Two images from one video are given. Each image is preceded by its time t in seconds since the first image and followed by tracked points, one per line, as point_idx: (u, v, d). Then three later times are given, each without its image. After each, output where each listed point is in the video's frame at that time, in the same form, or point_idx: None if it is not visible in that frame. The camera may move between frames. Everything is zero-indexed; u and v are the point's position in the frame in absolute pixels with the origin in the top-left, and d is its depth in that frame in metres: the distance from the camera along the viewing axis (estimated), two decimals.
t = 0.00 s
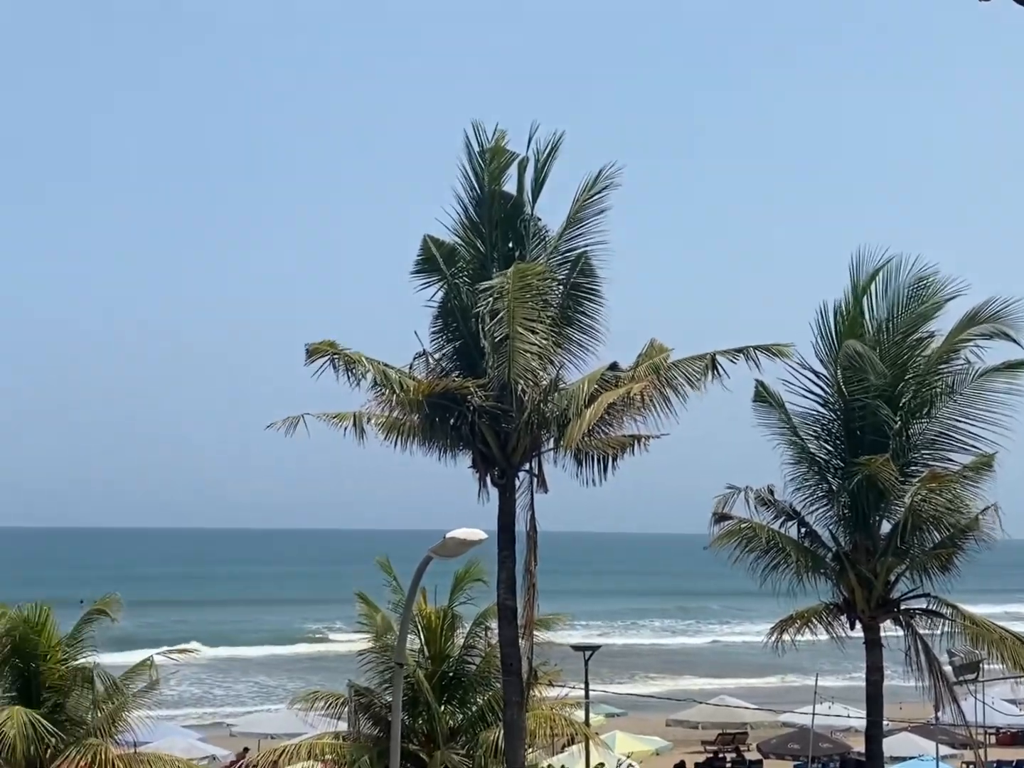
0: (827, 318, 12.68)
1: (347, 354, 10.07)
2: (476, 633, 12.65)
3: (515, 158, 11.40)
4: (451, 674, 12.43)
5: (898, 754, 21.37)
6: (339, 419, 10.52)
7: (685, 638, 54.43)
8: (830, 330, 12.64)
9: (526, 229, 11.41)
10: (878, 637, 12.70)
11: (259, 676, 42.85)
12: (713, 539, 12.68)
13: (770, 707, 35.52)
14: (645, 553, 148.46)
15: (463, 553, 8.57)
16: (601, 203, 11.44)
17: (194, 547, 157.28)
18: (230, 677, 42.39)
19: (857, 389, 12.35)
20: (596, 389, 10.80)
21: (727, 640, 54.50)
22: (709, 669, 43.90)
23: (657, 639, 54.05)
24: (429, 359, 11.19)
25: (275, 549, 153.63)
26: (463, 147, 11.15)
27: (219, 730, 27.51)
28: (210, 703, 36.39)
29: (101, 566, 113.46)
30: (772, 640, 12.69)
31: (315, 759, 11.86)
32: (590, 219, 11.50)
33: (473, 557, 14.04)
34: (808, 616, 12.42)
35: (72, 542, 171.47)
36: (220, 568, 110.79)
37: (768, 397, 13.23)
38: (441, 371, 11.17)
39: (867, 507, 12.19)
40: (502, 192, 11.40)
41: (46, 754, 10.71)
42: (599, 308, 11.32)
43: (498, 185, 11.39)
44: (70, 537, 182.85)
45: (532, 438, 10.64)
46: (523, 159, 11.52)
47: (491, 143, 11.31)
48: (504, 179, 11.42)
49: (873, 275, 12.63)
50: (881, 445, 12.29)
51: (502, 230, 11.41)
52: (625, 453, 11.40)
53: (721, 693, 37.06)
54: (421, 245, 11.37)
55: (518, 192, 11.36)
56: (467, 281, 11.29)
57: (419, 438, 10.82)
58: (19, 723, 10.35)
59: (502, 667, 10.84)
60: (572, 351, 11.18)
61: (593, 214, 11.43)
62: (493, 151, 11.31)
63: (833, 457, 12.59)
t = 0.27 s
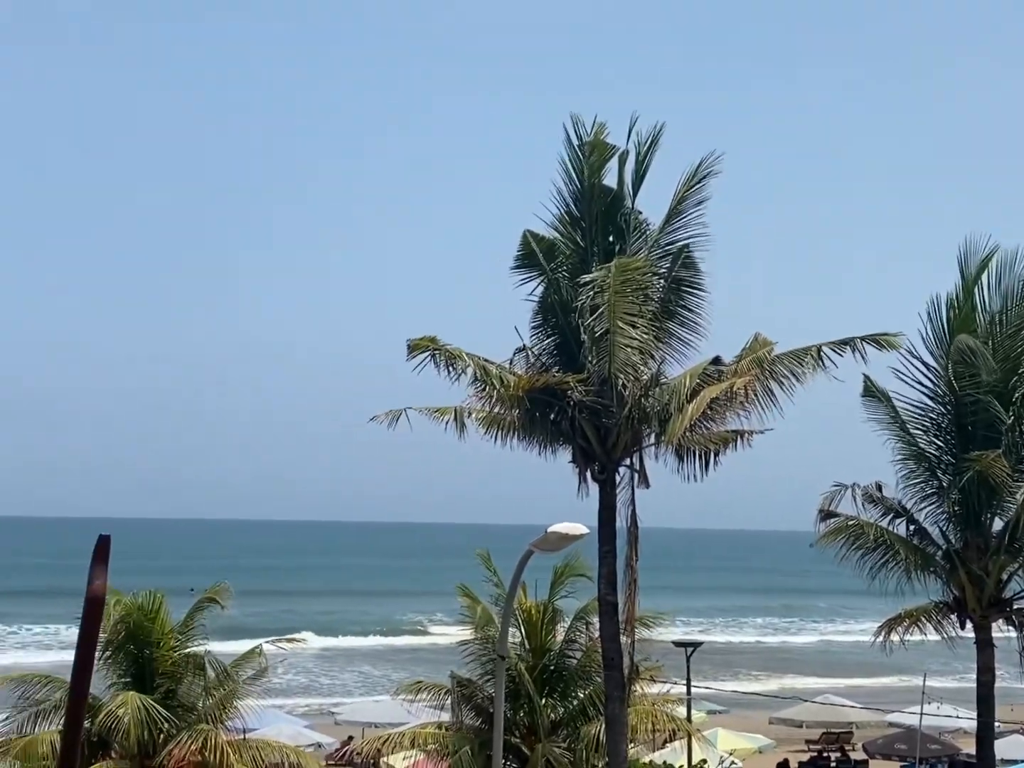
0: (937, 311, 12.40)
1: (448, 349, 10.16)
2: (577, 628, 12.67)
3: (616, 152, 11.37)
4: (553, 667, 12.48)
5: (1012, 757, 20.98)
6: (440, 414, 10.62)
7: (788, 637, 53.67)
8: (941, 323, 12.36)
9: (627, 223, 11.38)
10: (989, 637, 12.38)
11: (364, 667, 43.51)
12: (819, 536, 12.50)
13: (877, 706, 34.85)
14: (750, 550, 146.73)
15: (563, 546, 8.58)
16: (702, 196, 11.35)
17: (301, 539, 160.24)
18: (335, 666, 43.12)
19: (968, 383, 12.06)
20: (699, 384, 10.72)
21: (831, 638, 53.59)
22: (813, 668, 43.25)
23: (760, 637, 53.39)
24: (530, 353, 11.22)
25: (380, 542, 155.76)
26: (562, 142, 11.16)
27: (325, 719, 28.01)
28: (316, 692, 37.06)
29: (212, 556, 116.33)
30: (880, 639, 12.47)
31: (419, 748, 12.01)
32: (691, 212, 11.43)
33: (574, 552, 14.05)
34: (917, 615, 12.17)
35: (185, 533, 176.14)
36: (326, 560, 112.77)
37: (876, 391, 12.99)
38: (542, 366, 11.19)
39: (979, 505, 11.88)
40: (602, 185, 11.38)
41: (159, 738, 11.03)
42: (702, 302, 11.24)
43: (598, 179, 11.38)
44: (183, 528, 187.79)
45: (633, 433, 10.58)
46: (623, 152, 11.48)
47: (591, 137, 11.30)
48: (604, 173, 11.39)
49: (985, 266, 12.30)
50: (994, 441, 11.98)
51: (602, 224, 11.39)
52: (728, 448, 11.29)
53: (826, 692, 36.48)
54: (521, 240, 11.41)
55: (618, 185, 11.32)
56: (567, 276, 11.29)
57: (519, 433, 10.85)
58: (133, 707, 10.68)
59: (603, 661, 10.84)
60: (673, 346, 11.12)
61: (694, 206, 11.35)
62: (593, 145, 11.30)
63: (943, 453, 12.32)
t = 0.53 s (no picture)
0: None
1: (539, 344, 10.10)
2: (671, 625, 12.52)
3: (709, 142, 11.19)
4: (647, 665, 12.35)
5: None
6: (531, 410, 10.57)
7: (886, 637, 52.61)
8: None
9: (722, 215, 11.20)
10: None
11: (458, 661, 43.77)
12: (921, 534, 12.16)
13: (980, 708, 33.98)
14: (847, 548, 144.32)
15: (658, 543, 8.47)
16: (799, 186, 11.12)
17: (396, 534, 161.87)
18: (430, 660, 43.45)
19: None
20: (796, 378, 10.50)
21: (932, 639, 52.37)
22: (913, 669, 42.35)
23: (857, 637, 52.43)
24: (622, 348, 11.11)
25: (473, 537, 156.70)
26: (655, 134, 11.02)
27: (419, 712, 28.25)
28: (411, 685, 37.39)
29: (309, 550, 118.21)
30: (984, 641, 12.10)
31: (512, 744, 11.99)
32: (788, 203, 11.21)
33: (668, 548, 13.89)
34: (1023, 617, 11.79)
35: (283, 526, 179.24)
36: (421, 555, 113.83)
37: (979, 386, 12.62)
38: (635, 361, 11.07)
39: None
40: (695, 177, 11.22)
41: (258, 728, 11.18)
42: (798, 295, 11.03)
43: (691, 171, 11.22)
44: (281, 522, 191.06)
45: (728, 428, 10.41)
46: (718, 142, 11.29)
47: (684, 129, 11.14)
48: (697, 165, 11.23)
49: None
50: None
51: (696, 216, 11.23)
52: (825, 444, 11.06)
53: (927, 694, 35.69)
54: (613, 234, 11.29)
55: (712, 177, 11.15)
56: (661, 269, 11.15)
57: (612, 429, 10.74)
58: (233, 697, 10.84)
59: (699, 660, 10.68)
60: (769, 340, 10.91)
61: (791, 196, 11.13)
62: (685, 137, 11.14)
63: None
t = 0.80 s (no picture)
0: None
1: (620, 341, 10.04)
2: (754, 624, 12.38)
3: (793, 136, 11.02)
4: (730, 664, 12.23)
5: None
6: (612, 406, 10.51)
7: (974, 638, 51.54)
8: None
9: (806, 209, 11.03)
10: None
11: (538, 658, 43.81)
12: (1012, 534, 11.87)
13: None
14: (935, 548, 141.54)
15: (741, 542, 8.36)
16: (886, 179, 10.90)
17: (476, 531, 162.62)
18: (510, 657, 43.57)
19: None
20: (882, 375, 10.30)
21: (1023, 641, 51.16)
22: (1002, 671, 41.42)
23: (944, 638, 51.45)
24: (704, 344, 11.00)
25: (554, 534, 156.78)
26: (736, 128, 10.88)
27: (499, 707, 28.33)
28: (492, 681, 37.52)
29: (390, 546, 119.32)
30: None
31: (593, 741, 11.95)
32: (873, 196, 11.00)
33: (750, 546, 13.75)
34: None
35: (366, 522, 181.10)
36: (502, 552, 114.23)
37: None
38: (716, 357, 10.96)
39: None
40: (778, 171, 11.06)
41: (341, 721, 11.29)
42: (883, 290, 10.81)
43: (774, 165, 11.06)
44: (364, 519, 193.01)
45: (813, 424, 10.24)
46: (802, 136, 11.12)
47: (766, 122, 10.99)
48: (780, 158, 11.06)
49: None
50: None
51: (780, 210, 11.08)
52: (913, 442, 10.85)
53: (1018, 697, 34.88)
54: (695, 229, 11.18)
55: (796, 170, 10.98)
56: (743, 264, 11.01)
57: (694, 425, 10.64)
58: (316, 690, 10.97)
59: (782, 659, 10.54)
60: (854, 336, 10.72)
61: (877, 189, 10.91)
62: (768, 130, 10.98)
63: None
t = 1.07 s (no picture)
0: None
1: (684, 339, 9.97)
2: (820, 625, 12.23)
3: (861, 131, 10.84)
4: (797, 666, 12.09)
5: None
6: (676, 405, 10.43)
7: None
8: None
9: (874, 204, 10.86)
10: None
11: (603, 658, 43.71)
12: None
13: None
14: (1006, 549, 139.01)
15: (808, 542, 8.24)
16: (956, 174, 10.69)
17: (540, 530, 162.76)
18: (574, 657, 43.54)
19: None
20: (952, 373, 10.10)
21: None
22: None
23: (1016, 641, 50.52)
24: (770, 342, 10.87)
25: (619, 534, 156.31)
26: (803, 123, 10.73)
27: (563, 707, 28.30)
28: (556, 681, 37.48)
29: (454, 545, 119.67)
30: None
31: (658, 742, 11.88)
32: (943, 191, 10.79)
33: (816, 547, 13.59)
34: None
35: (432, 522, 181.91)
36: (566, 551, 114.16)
37: None
38: (782, 355, 10.83)
39: None
40: (846, 166, 10.90)
41: (405, 719, 11.34)
42: (953, 286, 10.60)
43: (842, 159, 10.89)
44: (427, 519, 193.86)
45: (882, 424, 10.06)
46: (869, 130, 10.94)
47: (833, 116, 10.82)
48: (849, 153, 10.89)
49: None
50: None
51: (847, 205, 10.91)
52: (984, 441, 10.62)
53: None
54: (761, 225, 11.06)
55: (864, 166, 10.81)
56: (810, 260, 10.86)
57: (760, 425, 10.52)
58: (380, 686, 11.02)
59: (850, 661, 10.39)
60: (924, 333, 10.53)
61: (946, 183, 10.71)
62: (835, 125, 10.82)
63: None
